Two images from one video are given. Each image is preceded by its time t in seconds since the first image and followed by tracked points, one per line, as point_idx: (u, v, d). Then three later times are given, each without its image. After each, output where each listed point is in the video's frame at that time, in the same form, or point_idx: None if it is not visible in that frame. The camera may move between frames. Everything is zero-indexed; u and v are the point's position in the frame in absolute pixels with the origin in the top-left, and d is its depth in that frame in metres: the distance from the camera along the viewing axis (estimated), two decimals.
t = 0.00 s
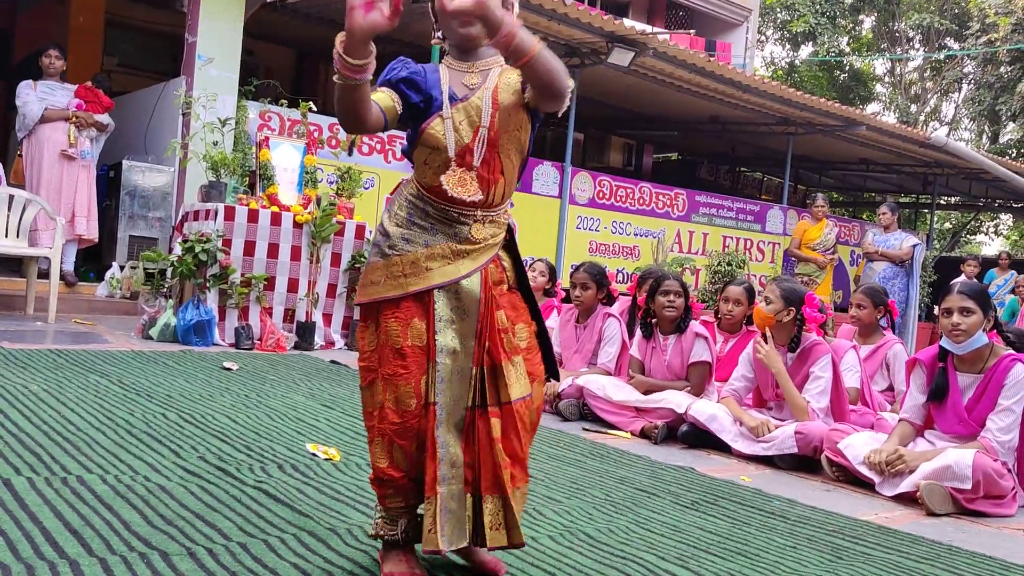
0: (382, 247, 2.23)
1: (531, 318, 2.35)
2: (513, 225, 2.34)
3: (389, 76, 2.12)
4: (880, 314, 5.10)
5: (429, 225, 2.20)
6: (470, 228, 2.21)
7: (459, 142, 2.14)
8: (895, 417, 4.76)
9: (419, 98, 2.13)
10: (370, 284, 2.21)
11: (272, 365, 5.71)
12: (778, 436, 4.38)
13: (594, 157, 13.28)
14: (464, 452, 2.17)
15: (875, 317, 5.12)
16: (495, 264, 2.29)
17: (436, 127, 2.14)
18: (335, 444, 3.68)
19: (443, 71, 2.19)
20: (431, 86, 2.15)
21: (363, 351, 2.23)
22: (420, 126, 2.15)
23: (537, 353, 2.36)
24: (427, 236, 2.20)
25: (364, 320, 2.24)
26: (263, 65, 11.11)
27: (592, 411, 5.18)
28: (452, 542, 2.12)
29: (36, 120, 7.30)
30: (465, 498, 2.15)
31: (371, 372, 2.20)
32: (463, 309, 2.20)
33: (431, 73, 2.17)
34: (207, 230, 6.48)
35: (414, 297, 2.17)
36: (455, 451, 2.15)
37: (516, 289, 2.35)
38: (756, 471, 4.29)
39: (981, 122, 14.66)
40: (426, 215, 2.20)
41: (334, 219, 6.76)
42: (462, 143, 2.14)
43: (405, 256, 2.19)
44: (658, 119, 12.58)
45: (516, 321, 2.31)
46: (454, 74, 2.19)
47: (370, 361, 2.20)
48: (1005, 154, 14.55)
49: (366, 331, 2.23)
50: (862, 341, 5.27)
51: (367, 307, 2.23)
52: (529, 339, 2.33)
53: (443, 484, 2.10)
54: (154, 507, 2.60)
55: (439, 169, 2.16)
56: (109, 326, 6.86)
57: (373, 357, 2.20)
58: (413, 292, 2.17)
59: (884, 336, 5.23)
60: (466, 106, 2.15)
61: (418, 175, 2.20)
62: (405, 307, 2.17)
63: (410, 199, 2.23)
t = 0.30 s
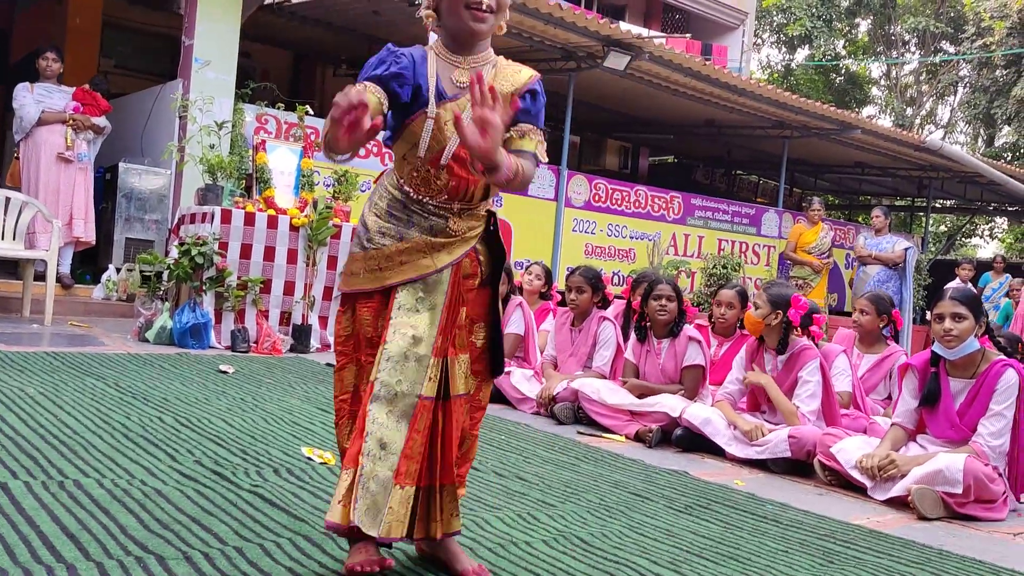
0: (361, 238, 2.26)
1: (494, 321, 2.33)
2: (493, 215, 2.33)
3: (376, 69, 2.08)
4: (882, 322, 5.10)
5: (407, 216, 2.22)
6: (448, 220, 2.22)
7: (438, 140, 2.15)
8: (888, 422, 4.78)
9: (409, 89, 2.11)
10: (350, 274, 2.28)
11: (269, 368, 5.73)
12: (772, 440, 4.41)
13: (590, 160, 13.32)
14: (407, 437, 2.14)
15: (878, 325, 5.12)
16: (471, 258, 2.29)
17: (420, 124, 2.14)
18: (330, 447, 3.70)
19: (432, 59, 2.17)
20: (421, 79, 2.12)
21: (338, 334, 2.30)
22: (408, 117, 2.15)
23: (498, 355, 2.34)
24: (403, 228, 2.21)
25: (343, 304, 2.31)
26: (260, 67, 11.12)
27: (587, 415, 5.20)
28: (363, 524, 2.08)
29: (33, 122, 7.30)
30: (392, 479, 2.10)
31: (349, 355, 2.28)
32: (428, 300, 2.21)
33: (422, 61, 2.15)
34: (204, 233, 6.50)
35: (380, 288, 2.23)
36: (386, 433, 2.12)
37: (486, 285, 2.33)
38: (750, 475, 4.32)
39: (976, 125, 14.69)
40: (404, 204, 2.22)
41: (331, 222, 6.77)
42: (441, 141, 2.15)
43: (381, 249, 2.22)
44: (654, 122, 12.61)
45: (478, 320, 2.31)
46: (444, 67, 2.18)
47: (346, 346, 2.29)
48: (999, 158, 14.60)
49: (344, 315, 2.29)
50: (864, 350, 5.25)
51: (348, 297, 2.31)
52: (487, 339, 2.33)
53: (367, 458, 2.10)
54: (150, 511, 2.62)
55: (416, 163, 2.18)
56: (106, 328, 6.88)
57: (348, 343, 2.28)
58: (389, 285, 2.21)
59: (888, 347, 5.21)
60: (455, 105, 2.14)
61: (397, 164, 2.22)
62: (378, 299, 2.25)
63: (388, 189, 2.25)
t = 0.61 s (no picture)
0: (348, 265, 2.17)
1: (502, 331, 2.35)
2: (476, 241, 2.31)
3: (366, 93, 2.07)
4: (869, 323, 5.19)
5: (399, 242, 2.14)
6: (438, 247, 2.17)
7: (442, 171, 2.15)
8: (884, 427, 4.79)
9: (402, 118, 2.09)
10: (339, 306, 2.18)
11: (266, 374, 5.74)
12: (769, 448, 4.42)
13: (587, 165, 13.35)
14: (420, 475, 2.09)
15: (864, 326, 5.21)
16: (464, 281, 2.27)
17: (422, 151, 2.13)
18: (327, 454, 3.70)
19: (424, 86, 2.16)
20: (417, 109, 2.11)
21: (329, 371, 2.22)
22: (405, 144, 2.12)
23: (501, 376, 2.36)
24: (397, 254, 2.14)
25: (331, 342, 2.23)
26: (258, 73, 11.14)
27: (584, 421, 5.21)
28: (358, 561, 2.06)
29: (30, 129, 7.32)
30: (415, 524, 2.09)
31: (339, 392, 2.20)
32: (433, 329, 2.14)
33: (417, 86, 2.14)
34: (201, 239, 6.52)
35: (382, 317, 2.14)
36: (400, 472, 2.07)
37: (486, 302, 2.33)
38: (747, 482, 4.33)
39: (973, 130, 14.71)
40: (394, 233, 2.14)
41: (329, 227, 6.78)
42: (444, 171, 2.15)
43: (376, 275, 2.14)
44: (651, 127, 12.64)
45: (484, 337, 2.28)
46: (437, 93, 2.18)
47: (339, 383, 2.20)
48: (996, 163, 14.65)
49: (334, 356, 2.21)
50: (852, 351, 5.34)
51: (334, 328, 2.21)
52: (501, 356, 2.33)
53: (367, 498, 2.08)
54: (149, 517, 2.63)
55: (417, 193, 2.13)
56: (103, 334, 6.89)
57: (341, 380, 2.19)
58: (384, 311, 2.13)
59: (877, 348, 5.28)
60: (454, 135, 2.17)
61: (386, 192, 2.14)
62: (372, 328, 2.14)
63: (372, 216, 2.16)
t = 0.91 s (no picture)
0: (388, 247, 2.03)
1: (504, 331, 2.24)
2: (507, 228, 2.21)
3: (416, 60, 1.90)
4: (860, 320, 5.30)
5: (442, 228, 2.05)
6: (479, 234, 2.10)
7: (497, 147, 2.03)
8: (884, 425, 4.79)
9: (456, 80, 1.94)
10: (377, 287, 2.01)
11: (267, 374, 5.75)
12: (769, 445, 4.43)
13: (587, 164, 13.36)
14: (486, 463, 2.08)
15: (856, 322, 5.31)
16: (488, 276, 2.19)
17: (477, 124, 1.99)
18: (328, 453, 3.70)
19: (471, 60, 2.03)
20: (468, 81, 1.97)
21: (352, 353, 2.04)
22: (460, 117, 1.97)
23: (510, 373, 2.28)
24: (441, 239, 2.04)
25: (353, 323, 2.06)
26: (257, 73, 11.14)
27: (585, 419, 5.22)
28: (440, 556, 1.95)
29: (30, 129, 7.32)
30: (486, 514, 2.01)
31: (363, 377, 2.02)
32: (473, 316, 2.08)
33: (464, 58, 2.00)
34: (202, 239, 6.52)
35: (426, 303, 2.00)
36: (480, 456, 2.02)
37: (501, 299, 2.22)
38: (747, 480, 4.34)
39: (972, 128, 14.71)
40: (439, 216, 2.05)
41: (329, 227, 6.79)
42: (499, 148, 2.04)
43: (420, 260, 2.01)
44: (651, 126, 12.65)
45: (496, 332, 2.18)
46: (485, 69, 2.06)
47: (363, 366, 2.02)
48: (995, 161, 14.63)
49: (359, 338, 2.04)
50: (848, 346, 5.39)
51: (366, 311, 2.03)
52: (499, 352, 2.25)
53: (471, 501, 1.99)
54: (150, 516, 2.63)
55: (468, 170, 2.02)
56: (104, 334, 6.89)
57: (366, 364, 2.01)
58: (431, 298, 2.00)
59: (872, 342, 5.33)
60: (507, 109, 2.06)
61: (434, 172, 2.02)
62: (415, 312, 2.00)
63: (416, 195, 2.04)
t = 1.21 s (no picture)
0: (413, 256, 2.04)
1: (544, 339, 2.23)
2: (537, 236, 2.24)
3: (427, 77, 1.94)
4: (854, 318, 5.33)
5: (468, 233, 2.06)
6: (506, 237, 2.11)
7: (518, 148, 2.03)
8: (881, 422, 4.77)
9: (466, 90, 1.96)
10: (404, 297, 2.03)
11: (265, 373, 5.74)
12: (765, 441, 4.43)
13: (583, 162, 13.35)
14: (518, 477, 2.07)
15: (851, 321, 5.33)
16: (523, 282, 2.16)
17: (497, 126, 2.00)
18: (326, 452, 3.70)
19: (486, 66, 2.04)
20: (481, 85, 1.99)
21: (382, 364, 2.05)
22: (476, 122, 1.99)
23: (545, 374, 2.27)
24: (467, 245, 2.05)
25: (382, 334, 2.08)
26: (253, 72, 11.12)
27: (581, 417, 5.24)
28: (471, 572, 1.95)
29: (25, 129, 7.31)
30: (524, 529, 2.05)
31: (391, 385, 2.02)
32: (504, 324, 2.07)
33: (476, 65, 2.02)
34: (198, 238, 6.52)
35: (452, 309, 2.02)
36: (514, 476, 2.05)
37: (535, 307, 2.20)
38: (743, 476, 4.35)
39: (968, 125, 14.73)
40: (463, 222, 2.06)
41: (325, 226, 6.79)
42: (520, 149, 2.04)
43: (446, 266, 2.03)
44: (647, 124, 12.65)
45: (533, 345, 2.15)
46: (501, 72, 2.08)
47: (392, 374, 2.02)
48: (991, 158, 14.65)
49: (386, 346, 2.05)
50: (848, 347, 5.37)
51: (393, 322, 2.05)
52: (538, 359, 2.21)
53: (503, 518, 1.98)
54: (147, 515, 2.63)
55: (493, 174, 2.02)
56: (100, 334, 6.89)
57: (391, 373, 2.02)
58: (458, 304, 2.01)
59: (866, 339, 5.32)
60: (526, 109, 2.06)
61: (458, 177, 2.03)
62: (444, 318, 2.01)
63: (440, 204, 2.05)
